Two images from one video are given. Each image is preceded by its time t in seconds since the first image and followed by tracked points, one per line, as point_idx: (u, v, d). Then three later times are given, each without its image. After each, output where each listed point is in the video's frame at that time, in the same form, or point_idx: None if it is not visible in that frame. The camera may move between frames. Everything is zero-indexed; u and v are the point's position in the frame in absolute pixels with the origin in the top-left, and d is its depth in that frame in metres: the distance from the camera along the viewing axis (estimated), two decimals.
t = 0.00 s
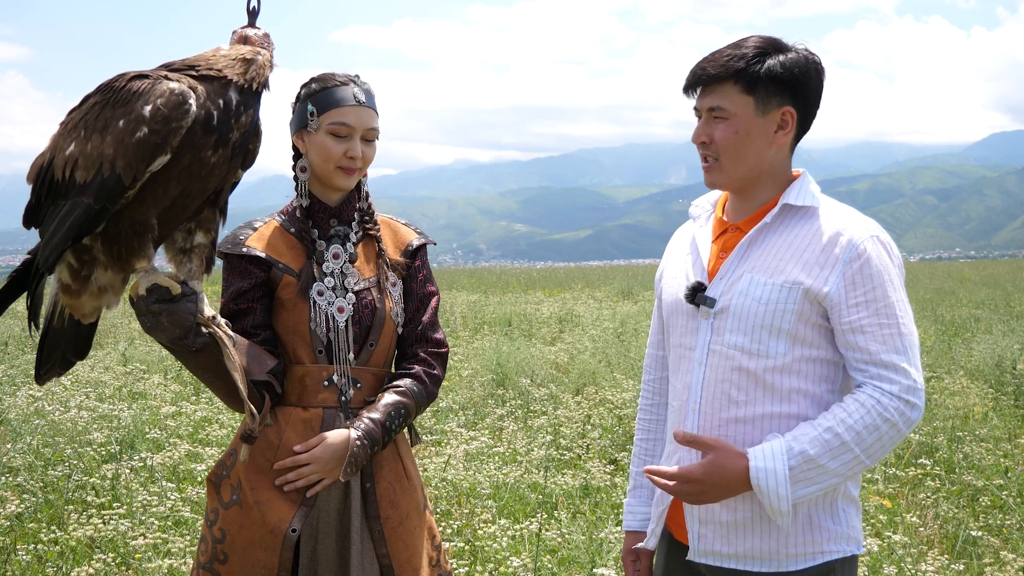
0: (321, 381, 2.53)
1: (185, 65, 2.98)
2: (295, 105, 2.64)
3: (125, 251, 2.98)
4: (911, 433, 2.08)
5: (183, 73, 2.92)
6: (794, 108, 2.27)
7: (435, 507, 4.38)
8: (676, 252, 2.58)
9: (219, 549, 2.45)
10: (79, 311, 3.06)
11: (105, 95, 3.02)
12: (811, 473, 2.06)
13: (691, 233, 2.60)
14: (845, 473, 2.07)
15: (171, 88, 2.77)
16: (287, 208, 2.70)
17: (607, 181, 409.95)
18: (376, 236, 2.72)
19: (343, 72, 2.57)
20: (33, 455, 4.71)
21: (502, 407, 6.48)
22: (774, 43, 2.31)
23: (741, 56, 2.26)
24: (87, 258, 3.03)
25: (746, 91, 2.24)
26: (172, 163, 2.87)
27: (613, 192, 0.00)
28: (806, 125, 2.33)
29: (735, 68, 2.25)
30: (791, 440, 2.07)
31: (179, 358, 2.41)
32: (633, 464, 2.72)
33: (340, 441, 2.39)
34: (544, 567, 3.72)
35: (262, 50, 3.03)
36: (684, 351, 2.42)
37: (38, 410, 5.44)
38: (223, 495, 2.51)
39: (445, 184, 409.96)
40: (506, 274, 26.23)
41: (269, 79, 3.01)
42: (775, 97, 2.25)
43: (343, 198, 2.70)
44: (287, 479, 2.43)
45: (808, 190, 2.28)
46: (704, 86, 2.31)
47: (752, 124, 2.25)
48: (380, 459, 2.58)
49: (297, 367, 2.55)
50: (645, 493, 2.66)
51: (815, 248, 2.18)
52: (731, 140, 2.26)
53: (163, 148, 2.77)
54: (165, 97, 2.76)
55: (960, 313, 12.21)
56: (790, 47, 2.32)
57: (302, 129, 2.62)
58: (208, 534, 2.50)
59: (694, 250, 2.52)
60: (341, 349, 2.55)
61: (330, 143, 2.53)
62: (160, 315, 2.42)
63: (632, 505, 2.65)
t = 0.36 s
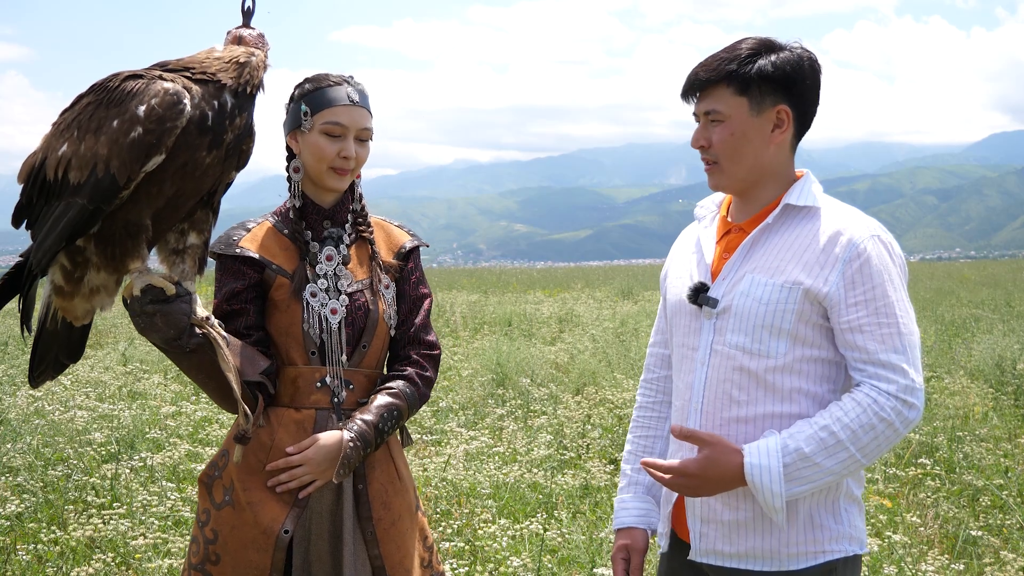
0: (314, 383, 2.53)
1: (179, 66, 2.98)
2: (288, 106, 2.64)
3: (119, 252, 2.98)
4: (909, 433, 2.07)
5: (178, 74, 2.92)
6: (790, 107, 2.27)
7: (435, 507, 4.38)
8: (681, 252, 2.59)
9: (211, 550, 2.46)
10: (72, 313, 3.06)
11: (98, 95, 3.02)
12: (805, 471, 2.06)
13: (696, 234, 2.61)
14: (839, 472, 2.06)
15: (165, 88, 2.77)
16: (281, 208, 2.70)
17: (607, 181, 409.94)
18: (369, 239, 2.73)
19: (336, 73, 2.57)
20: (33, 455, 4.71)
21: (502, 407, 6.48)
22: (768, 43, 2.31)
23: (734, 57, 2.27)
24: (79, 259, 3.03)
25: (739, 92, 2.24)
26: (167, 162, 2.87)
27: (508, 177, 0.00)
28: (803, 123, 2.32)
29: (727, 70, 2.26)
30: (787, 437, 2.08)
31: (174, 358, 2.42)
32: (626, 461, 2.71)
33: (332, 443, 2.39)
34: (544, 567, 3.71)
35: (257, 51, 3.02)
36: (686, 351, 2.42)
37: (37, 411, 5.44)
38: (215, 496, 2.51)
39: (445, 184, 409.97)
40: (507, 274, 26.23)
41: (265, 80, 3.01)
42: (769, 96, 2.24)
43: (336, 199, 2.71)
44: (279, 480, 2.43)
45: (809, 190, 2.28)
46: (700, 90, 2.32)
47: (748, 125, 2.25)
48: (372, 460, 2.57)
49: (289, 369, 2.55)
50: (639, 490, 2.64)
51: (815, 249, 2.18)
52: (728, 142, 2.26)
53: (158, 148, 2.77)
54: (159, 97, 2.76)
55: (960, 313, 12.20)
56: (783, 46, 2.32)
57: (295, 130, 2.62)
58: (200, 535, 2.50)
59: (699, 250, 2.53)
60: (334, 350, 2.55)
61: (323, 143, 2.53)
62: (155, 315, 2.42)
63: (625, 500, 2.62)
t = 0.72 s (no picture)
0: (311, 384, 2.53)
1: (178, 67, 2.98)
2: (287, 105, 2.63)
3: (116, 254, 2.97)
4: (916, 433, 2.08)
5: (178, 75, 2.93)
6: (792, 105, 2.27)
7: (435, 507, 4.38)
8: (684, 252, 2.58)
9: (209, 550, 2.46)
10: (70, 316, 3.07)
11: (94, 98, 3.01)
12: (816, 473, 2.06)
13: (699, 234, 2.61)
14: (850, 472, 2.07)
15: (162, 91, 2.77)
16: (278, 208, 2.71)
17: (607, 181, 409.94)
18: (366, 241, 2.72)
19: (335, 74, 2.57)
20: (33, 455, 4.71)
21: (502, 407, 6.48)
22: (771, 43, 2.31)
23: (736, 57, 2.28)
24: (77, 263, 3.02)
25: (742, 91, 2.25)
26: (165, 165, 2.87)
27: (705, 203, 0.00)
28: (807, 122, 2.31)
29: (729, 69, 2.26)
30: (795, 437, 2.08)
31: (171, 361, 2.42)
32: (633, 464, 2.73)
33: (330, 443, 2.40)
34: (544, 567, 3.71)
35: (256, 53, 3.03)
36: (691, 351, 2.42)
37: (37, 411, 5.45)
38: (213, 497, 2.51)
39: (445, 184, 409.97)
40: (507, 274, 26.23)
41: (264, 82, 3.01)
42: (771, 95, 2.25)
43: (334, 200, 2.71)
44: (276, 481, 2.43)
45: (814, 190, 2.28)
46: (703, 90, 2.33)
47: (751, 124, 2.25)
48: (371, 459, 2.57)
49: (286, 369, 2.55)
50: (645, 494, 2.66)
51: (822, 248, 2.18)
52: (731, 141, 2.26)
53: (156, 151, 2.77)
54: (157, 100, 2.76)
55: (960, 313, 12.20)
56: (786, 46, 2.32)
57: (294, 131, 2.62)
58: (198, 536, 2.50)
59: (702, 250, 2.52)
60: (331, 351, 2.55)
61: (319, 145, 2.53)
62: (151, 320, 2.44)
63: (631, 504, 2.64)
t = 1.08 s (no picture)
0: (309, 384, 2.53)
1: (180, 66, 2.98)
2: (286, 104, 2.63)
3: (118, 254, 2.97)
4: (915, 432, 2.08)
5: (180, 74, 2.92)
6: (798, 106, 2.27)
7: (435, 507, 4.38)
8: (685, 253, 2.58)
9: (208, 550, 2.46)
10: (74, 317, 3.06)
11: (95, 97, 3.01)
12: (813, 466, 2.05)
13: (701, 234, 2.60)
14: (847, 467, 2.06)
15: (164, 90, 2.78)
16: (279, 207, 2.71)
17: (607, 181, 409.94)
18: (367, 236, 2.70)
19: (331, 71, 2.59)
20: (33, 455, 4.71)
21: (502, 407, 6.48)
22: (776, 43, 2.31)
23: (741, 57, 2.28)
24: (78, 263, 3.02)
25: (748, 91, 2.25)
26: (167, 165, 2.86)
27: (652, 214, 0.00)
28: (812, 123, 2.32)
29: (736, 69, 2.26)
30: (794, 430, 2.08)
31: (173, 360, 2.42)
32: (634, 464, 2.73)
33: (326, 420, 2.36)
34: (544, 567, 3.71)
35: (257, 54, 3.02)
36: (693, 351, 2.42)
37: (37, 411, 5.45)
38: (211, 496, 2.52)
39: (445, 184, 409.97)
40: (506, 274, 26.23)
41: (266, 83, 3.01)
42: (778, 95, 2.25)
43: (337, 195, 2.70)
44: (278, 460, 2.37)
45: (817, 190, 2.28)
46: (708, 89, 2.33)
47: (756, 124, 2.25)
48: (368, 459, 2.57)
49: (285, 369, 2.56)
50: (647, 494, 2.67)
51: (825, 249, 2.18)
52: (737, 141, 2.26)
53: (158, 150, 2.77)
54: (159, 99, 2.76)
55: (960, 313, 12.20)
56: (791, 47, 2.32)
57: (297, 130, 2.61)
58: (197, 536, 2.50)
59: (704, 250, 2.51)
60: (330, 352, 2.54)
61: (329, 138, 2.53)
62: (155, 318, 2.44)
63: (634, 505, 2.67)
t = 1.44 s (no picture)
0: (310, 383, 2.53)
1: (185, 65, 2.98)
2: (288, 103, 2.63)
3: (122, 253, 2.98)
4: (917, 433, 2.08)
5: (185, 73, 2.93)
6: (802, 106, 2.27)
7: (435, 507, 4.39)
8: (685, 252, 2.58)
9: (211, 552, 2.46)
10: (75, 315, 3.06)
11: (101, 94, 3.01)
12: (815, 467, 2.05)
13: (702, 233, 2.59)
14: (849, 468, 2.06)
15: (173, 88, 2.78)
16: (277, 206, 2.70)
17: (607, 181, 409.94)
18: (363, 231, 2.69)
19: (335, 72, 2.60)
20: (33, 455, 4.72)
21: (502, 407, 6.48)
22: (781, 43, 2.31)
23: (747, 56, 2.28)
24: (81, 261, 3.02)
25: (753, 90, 2.25)
26: (173, 163, 2.87)
27: (613, 277, 0.00)
28: (814, 124, 2.32)
29: (741, 68, 2.26)
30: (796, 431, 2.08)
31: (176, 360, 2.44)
32: (628, 463, 2.71)
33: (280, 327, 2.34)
34: (544, 567, 3.71)
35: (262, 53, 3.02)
36: (693, 350, 2.42)
37: (37, 411, 5.45)
38: (214, 498, 2.52)
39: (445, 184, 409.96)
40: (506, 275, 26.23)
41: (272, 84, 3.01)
42: (782, 95, 2.25)
43: (334, 193, 2.69)
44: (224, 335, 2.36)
45: (819, 190, 2.28)
46: (712, 88, 2.32)
47: (761, 123, 2.25)
48: (371, 458, 2.54)
49: (284, 370, 2.55)
50: (642, 492, 2.65)
51: (826, 249, 2.18)
52: (741, 140, 2.26)
53: (167, 148, 2.77)
54: (167, 96, 2.77)
55: (960, 313, 12.21)
56: (795, 47, 2.33)
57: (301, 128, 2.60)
58: (200, 538, 2.50)
59: (704, 250, 2.51)
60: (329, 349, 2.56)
61: (335, 139, 2.53)
62: (160, 316, 2.45)
63: (628, 503, 2.63)
